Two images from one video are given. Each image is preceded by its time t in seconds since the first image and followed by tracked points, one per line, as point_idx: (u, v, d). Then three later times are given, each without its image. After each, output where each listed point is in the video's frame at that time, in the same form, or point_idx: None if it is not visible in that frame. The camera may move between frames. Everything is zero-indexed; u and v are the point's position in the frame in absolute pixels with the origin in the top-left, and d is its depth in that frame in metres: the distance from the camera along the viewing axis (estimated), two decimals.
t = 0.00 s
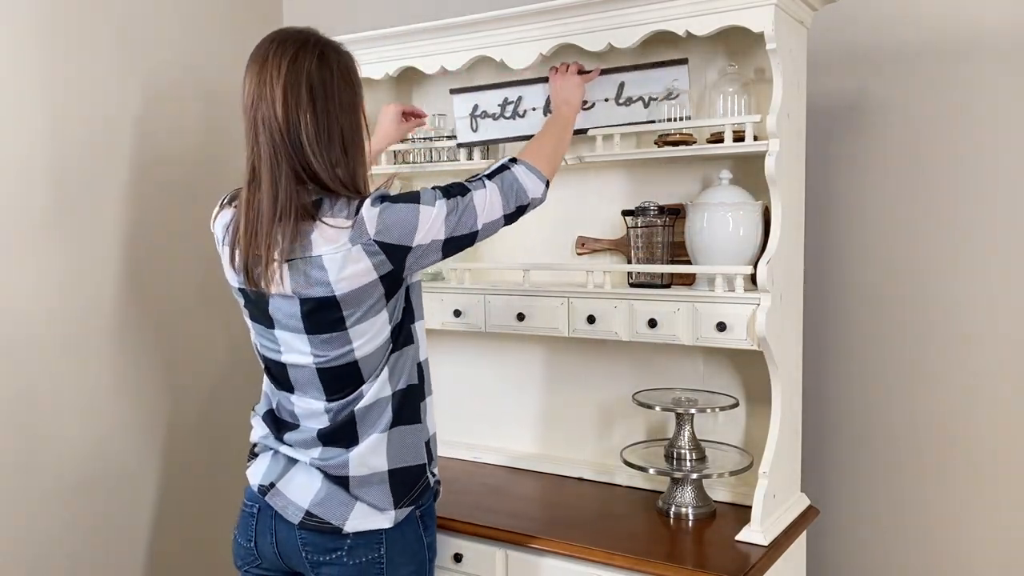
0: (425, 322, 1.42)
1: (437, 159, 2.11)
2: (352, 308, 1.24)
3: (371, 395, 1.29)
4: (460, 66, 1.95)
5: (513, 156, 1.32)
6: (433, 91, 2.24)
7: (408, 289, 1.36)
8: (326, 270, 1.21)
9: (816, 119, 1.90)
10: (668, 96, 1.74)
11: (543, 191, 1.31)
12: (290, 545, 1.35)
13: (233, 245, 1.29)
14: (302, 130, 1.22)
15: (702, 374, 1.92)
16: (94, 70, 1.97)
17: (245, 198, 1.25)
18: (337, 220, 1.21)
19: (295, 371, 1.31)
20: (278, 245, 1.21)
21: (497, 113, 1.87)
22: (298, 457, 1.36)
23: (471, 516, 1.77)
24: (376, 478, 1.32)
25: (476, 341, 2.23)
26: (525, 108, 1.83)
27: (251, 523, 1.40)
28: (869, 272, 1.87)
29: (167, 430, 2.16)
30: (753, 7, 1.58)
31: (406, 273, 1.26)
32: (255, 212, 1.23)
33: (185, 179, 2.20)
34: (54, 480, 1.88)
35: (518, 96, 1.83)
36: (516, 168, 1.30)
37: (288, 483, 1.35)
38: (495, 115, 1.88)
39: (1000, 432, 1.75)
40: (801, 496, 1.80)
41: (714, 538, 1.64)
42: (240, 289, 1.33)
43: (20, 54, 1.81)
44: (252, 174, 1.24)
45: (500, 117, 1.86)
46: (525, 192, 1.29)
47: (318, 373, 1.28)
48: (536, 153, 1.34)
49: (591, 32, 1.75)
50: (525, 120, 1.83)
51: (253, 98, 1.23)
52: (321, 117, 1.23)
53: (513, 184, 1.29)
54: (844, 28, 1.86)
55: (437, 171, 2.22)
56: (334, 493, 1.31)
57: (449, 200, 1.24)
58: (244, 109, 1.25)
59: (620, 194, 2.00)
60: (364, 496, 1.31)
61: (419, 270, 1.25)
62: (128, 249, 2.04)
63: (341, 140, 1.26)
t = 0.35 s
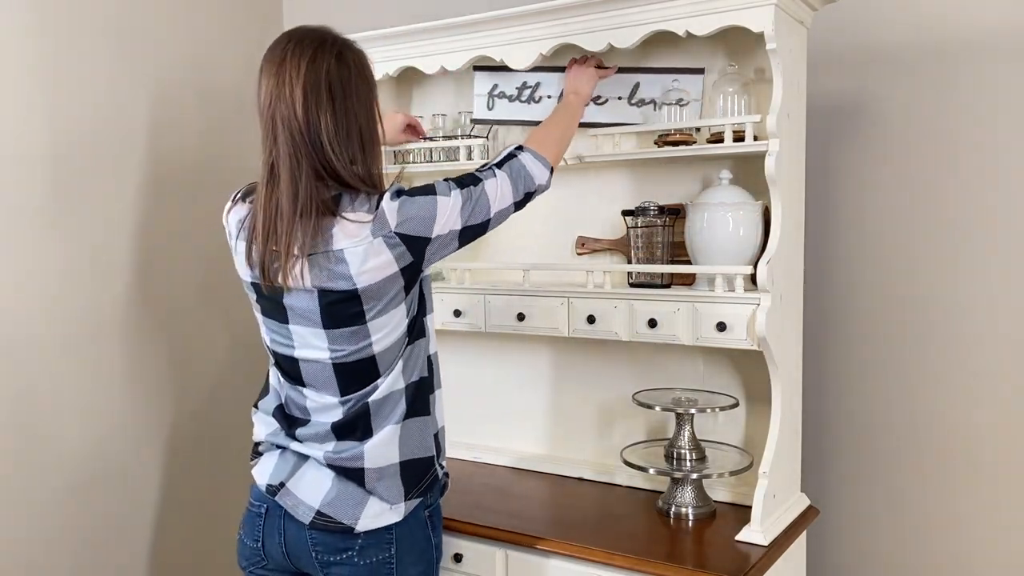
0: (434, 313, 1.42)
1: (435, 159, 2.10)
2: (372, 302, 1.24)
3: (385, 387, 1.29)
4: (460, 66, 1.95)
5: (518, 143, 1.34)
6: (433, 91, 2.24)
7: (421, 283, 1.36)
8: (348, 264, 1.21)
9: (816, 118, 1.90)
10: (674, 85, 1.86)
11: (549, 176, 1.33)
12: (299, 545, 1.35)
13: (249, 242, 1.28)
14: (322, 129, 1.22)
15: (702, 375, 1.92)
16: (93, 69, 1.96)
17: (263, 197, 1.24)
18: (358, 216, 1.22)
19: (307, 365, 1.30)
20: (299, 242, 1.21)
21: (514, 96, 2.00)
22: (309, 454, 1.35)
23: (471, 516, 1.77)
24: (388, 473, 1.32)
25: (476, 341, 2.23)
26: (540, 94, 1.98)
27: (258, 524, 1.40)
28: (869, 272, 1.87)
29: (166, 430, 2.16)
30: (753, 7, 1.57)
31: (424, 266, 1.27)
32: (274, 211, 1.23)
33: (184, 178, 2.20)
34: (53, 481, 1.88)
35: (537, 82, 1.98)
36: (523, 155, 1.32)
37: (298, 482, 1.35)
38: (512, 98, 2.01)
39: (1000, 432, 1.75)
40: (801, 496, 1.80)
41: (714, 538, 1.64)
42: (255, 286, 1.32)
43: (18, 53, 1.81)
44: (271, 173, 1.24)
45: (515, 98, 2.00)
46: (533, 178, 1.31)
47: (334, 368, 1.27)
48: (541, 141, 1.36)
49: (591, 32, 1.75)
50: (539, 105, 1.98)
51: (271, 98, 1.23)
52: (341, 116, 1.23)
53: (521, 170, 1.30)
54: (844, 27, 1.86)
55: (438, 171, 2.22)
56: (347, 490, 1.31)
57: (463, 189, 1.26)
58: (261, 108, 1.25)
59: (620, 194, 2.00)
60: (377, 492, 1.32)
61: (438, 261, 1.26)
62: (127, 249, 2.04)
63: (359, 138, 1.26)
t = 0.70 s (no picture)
0: (436, 312, 1.42)
1: (436, 158, 2.10)
2: (377, 299, 1.24)
3: (388, 385, 1.29)
4: (460, 66, 1.95)
5: (520, 141, 1.34)
6: (433, 91, 2.24)
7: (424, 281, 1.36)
8: (353, 260, 1.21)
9: (816, 118, 1.90)
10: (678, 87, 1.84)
11: (551, 172, 1.33)
12: (300, 545, 1.35)
13: (254, 239, 1.27)
14: (330, 128, 1.22)
15: (702, 375, 1.92)
16: (92, 70, 1.96)
17: (269, 194, 1.24)
18: (364, 215, 1.22)
19: (310, 363, 1.30)
20: (305, 238, 1.20)
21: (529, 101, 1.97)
22: (311, 452, 1.35)
23: (471, 516, 1.77)
24: (390, 472, 1.32)
25: (476, 341, 2.23)
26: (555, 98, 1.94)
27: (259, 523, 1.40)
28: (869, 272, 1.86)
29: (167, 430, 2.15)
30: (752, 7, 1.57)
31: (428, 264, 1.27)
32: (281, 208, 1.23)
33: (184, 178, 2.20)
34: (52, 481, 1.88)
35: (552, 87, 1.95)
36: (524, 152, 1.32)
37: (300, 481, 1.34)
38: (527, 102, 1.98)
39: (1000, 431, 1.75)
40: (801, 496, 1.80)
41: (714, 538, 1.64)
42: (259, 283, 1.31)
43: (18, 54, 1.81)
44: (278, 171, 1.24)
45: (531, 104, 1.96)
46: (535, 174, 1.31)
47: (337, 366, 1.27)
48: (543, 138, 1.36)
49: (591, 32, 1.75)
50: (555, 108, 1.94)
51: (280, 97, 1.23)
52: (347, 115, 1.23)
53: (524, 167, 1.31)
54: (844, 26, 1.86)
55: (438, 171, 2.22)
56: (349, 490, 1.31)
57: (467, 186, 1.25)
58: (269, 106, 1.25)
59: (620, 194, 2.00)
60: (378, 491, 1.31)
61: (443, 258, 1.26)
62: (127, 249, 2.04)
63: (367, 138, 1.27)
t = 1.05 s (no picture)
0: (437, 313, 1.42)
1: (435, 158, 2.10)
2: (376, 299, 1.24)
3: (388, 385, 1.30)
4: (460, 65, 1.95)
5: (519, 142, 1.34)
6: (433, 91, 2.24)
7: (424, 281, 1.36)
8: (353, 260, 1.21)
9: (816, 118, 1.90)
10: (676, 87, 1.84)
11: (550, 173, 1.33)
12: (300, 543, 1.35)
13: (255, 239, 1.28)
14: (329, 129, 1.22)
15: (702, 375, 1.92)
16: (93, 70, 1.96)
17: (270, 195, 1.24)
18: (364, 214, 1.22)
19: (310, 362, 1.30)
20: (304, 239, 1.21)
21: (533, 115, 2.03)
22: (311, 451, 1.35)
23: (471, 516, 1.77)
24: (390, 471, 1.32)
25: (476, 341, 2.23)
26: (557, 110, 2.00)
27: (259, 521, 1.40)
28: (869, 272, 1.86)
29: (168, 431, 2.15)
30: (753, 7, 1.57)
31: (428, 264, 1.27)
32: (280, 208, 1.23)
33: (185, 178, 2.20)
34: (53, 481, 1.88)
35: (552, 100, 2.01)
36: (523, 153, 1.32)
37: (300, 480, 1.34)
38: (530, 117, 2.04)
39: (1000, 432, 1.75)
40: (801, 496, 1.80)
41: (714, 538, 1.64)
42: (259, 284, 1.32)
43: (18, 53, 1.81)
44: (278, 172, 1.24)
45: (534, 118, 2.03)
46: (534, 175, 1.31)
47: (337, 365, 1.27)
48: (543, 140, 1.36)
49: (591, 32, 1.75)
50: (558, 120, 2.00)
51: (280, 98, 1.23)
52: (347, 116, 1.23)
53: (523, 168, 1.31)
54: (844, 27, 1.86)
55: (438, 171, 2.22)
56: (349, 488, 1.31)
57: (466, 187, 1.26)
58: (270, 107, 1.25)
59: (620, 194, 2.00)
60: (378, 490, 1.31)
61: (443, 259, 1.26)
62: (128, 249, 2.04)
63: (366, 139, 1.27)
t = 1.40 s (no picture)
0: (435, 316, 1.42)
1: (433, 158, 2.10)
2: (373, 301, 1.24)
3: (386, 387, 1.30)
4: (460, 66, 1.96)
5: (517, 149, 1.36)
6: (433, 92, 2.24)
7: (423, 283, 1.37)
8: (349, 262, 1.21)
9: (816, 118, 1.90)
10: (674, 91, 1.84)
11: (547, 180, 1.34)
12: (300, 542, 1.35)
13: (252, 240, 1.28)
14: (325, 130, 1.22)
15: (702, 375, 1.92)
16: (93, 71, 1.97)
17: (267, 196, 1.25)
18: (361, 216, 1.23)
19: (308, 363, 1.30)
20: (300, 240, 1.21)
21: (524, 126, 2.05)
22: (309, 451, 1.35)
23: (471, 516, 1.77)
24: (388, 472, 1.32)
25: (476, 341, 2.24)
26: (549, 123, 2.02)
27: (259, 520, 1.40)
28: (868, 272, 1.87)
29: (169, 431, 2.16)
30: (753, 7, 1.58)
31: (425, 267, 1.28)
32: (277, 209, 1.24)
33: (186, 178, 2.20)
34: (54, 480, 1.88)
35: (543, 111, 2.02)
36: (521, 160, 1.34)
37: (299, 479, 1.35)
38: (522, 128, 2.05)
39: (1000, 432, 1.75)
40: (801, 496, 1.80)
41: (713, 538, 1.64)
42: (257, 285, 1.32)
43: (18, 54, 1.81)
44: (275, 173, 1.25)
45: (526, 129, 2.04)
46: (531, 182, 1.32)
47: (336, 367, 1.28)
48: (541, 148, 1.38)
49: (591, 32, 1.75)
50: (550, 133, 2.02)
51: (276, 99, 1.24)
52: (343, 117, 1.24)
53: (520, 174, 1.32)
54: (844, 27, 1.86)
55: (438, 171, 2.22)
56: (347, 489, 1.32)
57: (464, 192, 1.27)
58: (268, 108, 1.26)
59: (620, 194, 2.00)
60: (376, 491, 1.32)
61: (439, 262, 1.27)
62: (129, 249, 2.04)
63: (363, 140, 1.27)
